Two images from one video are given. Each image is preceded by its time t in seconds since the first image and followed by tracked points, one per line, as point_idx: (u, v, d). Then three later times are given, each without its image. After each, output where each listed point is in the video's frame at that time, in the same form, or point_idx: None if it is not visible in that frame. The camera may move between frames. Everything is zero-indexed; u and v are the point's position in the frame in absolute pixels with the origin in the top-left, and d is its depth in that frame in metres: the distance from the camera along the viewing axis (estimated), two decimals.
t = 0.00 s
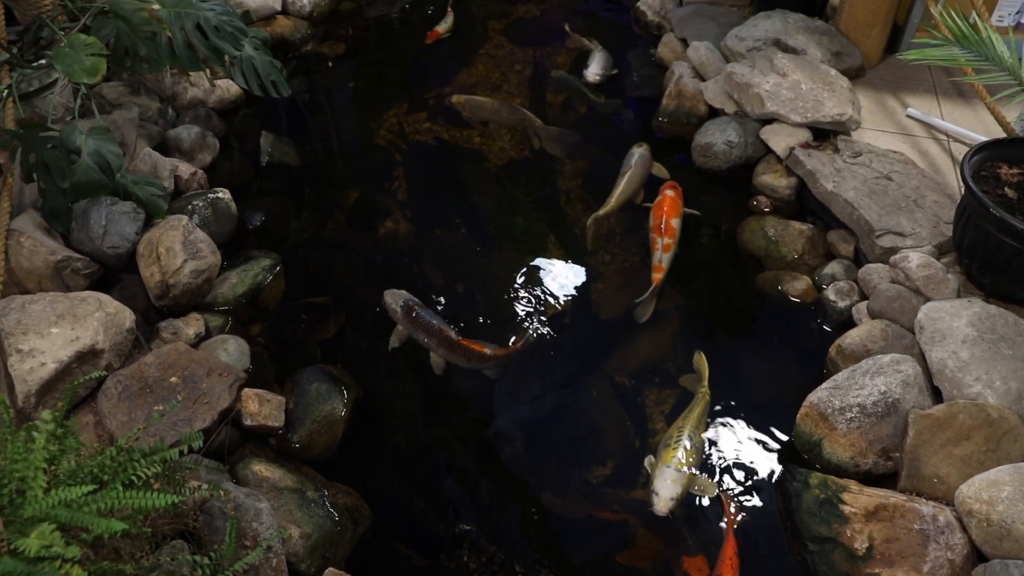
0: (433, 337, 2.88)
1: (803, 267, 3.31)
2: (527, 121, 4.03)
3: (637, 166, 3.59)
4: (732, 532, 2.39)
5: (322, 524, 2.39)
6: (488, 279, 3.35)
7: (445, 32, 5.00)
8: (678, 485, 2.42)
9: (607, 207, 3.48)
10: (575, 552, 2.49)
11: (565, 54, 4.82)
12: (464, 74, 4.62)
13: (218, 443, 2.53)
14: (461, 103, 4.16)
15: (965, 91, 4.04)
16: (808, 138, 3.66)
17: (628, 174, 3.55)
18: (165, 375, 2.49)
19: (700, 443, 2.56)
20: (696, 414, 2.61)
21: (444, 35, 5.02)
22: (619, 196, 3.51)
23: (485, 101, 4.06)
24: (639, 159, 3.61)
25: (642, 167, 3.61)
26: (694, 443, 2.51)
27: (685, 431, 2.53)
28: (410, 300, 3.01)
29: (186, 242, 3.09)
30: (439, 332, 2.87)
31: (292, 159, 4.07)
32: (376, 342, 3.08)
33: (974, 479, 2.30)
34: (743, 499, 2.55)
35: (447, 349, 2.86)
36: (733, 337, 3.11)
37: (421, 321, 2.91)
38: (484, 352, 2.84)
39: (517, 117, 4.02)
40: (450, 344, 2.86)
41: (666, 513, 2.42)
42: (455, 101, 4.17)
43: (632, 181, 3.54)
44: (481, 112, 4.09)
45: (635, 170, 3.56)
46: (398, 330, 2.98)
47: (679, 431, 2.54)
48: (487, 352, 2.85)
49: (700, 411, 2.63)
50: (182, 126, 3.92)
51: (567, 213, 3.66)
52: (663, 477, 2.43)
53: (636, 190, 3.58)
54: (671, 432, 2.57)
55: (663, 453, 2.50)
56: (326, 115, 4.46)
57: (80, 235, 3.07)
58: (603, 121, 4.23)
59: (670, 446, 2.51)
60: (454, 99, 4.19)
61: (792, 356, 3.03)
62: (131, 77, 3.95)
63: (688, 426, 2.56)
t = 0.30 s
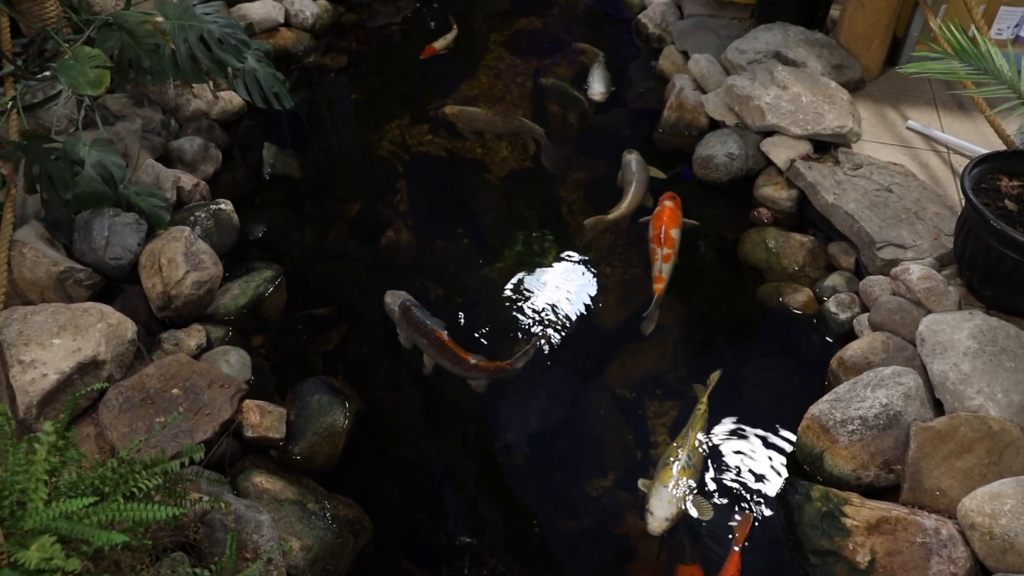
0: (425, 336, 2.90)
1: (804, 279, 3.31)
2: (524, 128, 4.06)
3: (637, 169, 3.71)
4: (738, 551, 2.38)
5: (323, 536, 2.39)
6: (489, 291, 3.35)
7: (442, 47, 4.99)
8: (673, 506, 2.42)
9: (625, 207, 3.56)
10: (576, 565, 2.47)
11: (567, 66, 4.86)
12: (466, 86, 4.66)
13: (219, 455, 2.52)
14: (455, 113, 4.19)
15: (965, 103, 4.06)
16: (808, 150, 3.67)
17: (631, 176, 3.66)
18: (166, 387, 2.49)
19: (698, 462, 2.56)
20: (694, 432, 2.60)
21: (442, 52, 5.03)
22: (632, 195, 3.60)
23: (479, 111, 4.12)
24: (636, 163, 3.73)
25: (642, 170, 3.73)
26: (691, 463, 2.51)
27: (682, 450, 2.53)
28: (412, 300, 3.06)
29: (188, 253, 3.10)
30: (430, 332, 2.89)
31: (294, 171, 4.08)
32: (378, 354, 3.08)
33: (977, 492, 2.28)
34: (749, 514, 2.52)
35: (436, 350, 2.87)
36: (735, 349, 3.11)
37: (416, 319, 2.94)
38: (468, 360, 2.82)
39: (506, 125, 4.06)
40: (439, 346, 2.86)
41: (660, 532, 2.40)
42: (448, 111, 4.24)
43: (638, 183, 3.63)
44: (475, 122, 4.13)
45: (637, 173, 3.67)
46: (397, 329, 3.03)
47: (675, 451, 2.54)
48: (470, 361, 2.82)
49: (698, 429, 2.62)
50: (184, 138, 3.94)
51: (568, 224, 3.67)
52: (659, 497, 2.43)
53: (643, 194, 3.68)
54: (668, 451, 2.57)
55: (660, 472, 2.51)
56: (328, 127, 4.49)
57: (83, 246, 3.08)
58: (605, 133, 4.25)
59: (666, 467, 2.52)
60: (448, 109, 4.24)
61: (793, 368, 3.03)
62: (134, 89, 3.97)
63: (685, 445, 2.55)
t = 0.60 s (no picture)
0: (418, 336, 2.94)
1: (804, 291, 3.32)
2: (518, 136, 4.09)
3: (635, 175, 3.80)
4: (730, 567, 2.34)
5: (323, 549, 2.38)
6: (490, 302, 3.36)
7: (438, 63, 4.96)
8: (659, 522, 2.38)
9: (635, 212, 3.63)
10: None
11: (568, 79, 4.89)
12: (467, 98, 4.69)
13: (219, 466, 2.52)
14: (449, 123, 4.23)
15: (964, 115, 4.08)
16: (808, 162, 3.68)
17: (632, 182, 3.74)
18: (167, 398, 2.49)
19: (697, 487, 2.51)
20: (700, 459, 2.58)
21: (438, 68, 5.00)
22: (636, 200, 3.69)
23: (472, 120, 4.14)
24: (633, 169, 3.82)
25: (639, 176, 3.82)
26: (689, 485, 2.48)
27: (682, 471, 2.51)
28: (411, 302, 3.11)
29: (190, 264, 3.11)
30: (423, 332, 2.92)
31: (296, 182, 4.10)
32: (379, 365, 3.09)
33: (978, 504, 2.27)
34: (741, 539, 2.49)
35: (427, 350, 2.90)
36: (735, 360, 3.11)
37: (412, 318, 2.98)
38: (454, 362, 2.83)
39: (503, 136, 4.10)
40: (431, 346, 2.89)
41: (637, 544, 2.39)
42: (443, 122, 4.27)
43: (640, 189, 3.72)
44: (468, 131, 4.16)
45: (637, 179, 3.76)
46: (393, 328, 3.08)
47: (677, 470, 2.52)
48: (456, 364, 2.83)
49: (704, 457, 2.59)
50: (186, 149, 3.96)
51: (569, 236, 3.68)
52: (647, 510, 2.40)
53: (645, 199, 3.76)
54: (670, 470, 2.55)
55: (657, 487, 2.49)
56: (330, 138, 4.51)
57: (84, 258, 3.09)
58: (605, 145, 4.28)
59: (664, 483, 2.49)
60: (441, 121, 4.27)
61: (794, 379, 3.03)
62: (137, 100, 3.99)
63: (687, 468, 2.53)
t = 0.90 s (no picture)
0: (413, 337, 2.97)
1: (805, 302, 3.32)
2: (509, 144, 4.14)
3: (632, 181, 3.79)
4: None
5: (323, 561, 2.37)
6: (490, 313, 3.36)
7: (433, 79, 4.96)
8: (646, 538, 2.36)
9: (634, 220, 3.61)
10: None
11: (568, 91, 4.92)
12: (468, 109, 4.72)
13: (219, 477, 2.51)
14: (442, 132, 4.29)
15: (963, 127, 4.09)
16: (808, 173, 3.69)
17: (629, 190, 3.73)
18: (168, 409, 2.49)
19: (691, 504, 2.45)
20: (698, 475, 2.49)
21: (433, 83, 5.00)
22: (634, 207, 3.68)
23: (465, 130, 4.18)
24: (630, 175, 3.80)
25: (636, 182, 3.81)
26: (681, 503, 2.41)
27: (676, 487, 2.44)
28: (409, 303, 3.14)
29: (191, 275, 3.11)
30: (418, 334, 2.95)
31: (297, 193, 4.12)
32: (380, 376, 3.09)
33: (980, 517, 2.25)
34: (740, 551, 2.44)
35: (422, 352, 2.93)
36: (736, 371, 3.10)
37: (407, 320, 3.02)
38: (445, 365, 2.85)
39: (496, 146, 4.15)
40: (424, 348, 2.91)
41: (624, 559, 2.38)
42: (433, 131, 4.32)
43: (637, 197, 3.71)
44: (466, 142, 4.17)
45: (634, 187, 3.75)
46: (392, 329, 3.12)
47: (672, 486, 2.46)
48: (448, 366, 2.84)
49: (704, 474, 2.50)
50: (188, 160, 3.98)
51: (570, 247, 3.69)
52: (634, 525, 2.38)
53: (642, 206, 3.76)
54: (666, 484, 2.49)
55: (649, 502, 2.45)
56: (331, 149, 4.53)
57: (86, 268, 3.09)
58: (606, 156, 4.30)
59: (656, 498, 2.44)
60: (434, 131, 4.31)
61: (795, 390, 3.02)
62: (139, 112, 4.01)
63: (682, 484, 2.46)
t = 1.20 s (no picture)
0: (405, 340, 3.04)
1: (805, 312, 3.32)
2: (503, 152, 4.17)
3: (628, 186, 3.86)
4: None
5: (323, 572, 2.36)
6: (491, 324, 3.36)
7: (429, 94, 4.93)
8: (636, 557, 2.32)
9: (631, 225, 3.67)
10: None
11: (568, 102, 4.95)
12: (469, 120, 4.74)
13: (220, 489, 2.50)
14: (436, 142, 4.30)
15: (962, 138, 4.11)
16: (808, 184, 3.70)
17: (625, 196, 3.81)
18: (168, 420, 2.49)
19: (681, 522, 2.40)
20: (689, 491, 2.44)
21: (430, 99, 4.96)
22: (630, 214, 3.75)
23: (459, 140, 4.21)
24: (627, 180, 3.89)
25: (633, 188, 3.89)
26: (670, 521, 2.36)
27: (666, 505, 2.40)
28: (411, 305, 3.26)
29: (192, 285, 3.12)
30: (409, 334, 3.04)
31: (298, 204, 4.13)
32: (380, 387, 3.09)
33: (982, 528, 2.23)
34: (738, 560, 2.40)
35: (412, 355, 3.00)
36: (737, 382, 3.10)
37: (403, 319, 3.13)
38: (434, 369, 2.90)
39: (490, 155, 4.17)
40: (415, 351, 2.99)
41: None
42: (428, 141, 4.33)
43: (632, 202, 3.80)
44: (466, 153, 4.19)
45: (631, 192, 3.83)
46: (388, 326, 3.23)
47: (661, 503, 2.41)
48: (437, 370, 2.90)
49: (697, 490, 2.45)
50: (189, 171, 4.00)
51: (570, 257, 3.69)
52: (623, 544, 2.34)
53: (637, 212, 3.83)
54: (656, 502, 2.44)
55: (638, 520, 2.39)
56: (332, 159, 4.55)
57: (87, 279, 3.10)
58: (606, 166, 4.32)
59: (646, 515, 2.40)
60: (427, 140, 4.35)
61: (796, 401, 3.02)
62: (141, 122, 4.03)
63: (673, 501, 2.41)
